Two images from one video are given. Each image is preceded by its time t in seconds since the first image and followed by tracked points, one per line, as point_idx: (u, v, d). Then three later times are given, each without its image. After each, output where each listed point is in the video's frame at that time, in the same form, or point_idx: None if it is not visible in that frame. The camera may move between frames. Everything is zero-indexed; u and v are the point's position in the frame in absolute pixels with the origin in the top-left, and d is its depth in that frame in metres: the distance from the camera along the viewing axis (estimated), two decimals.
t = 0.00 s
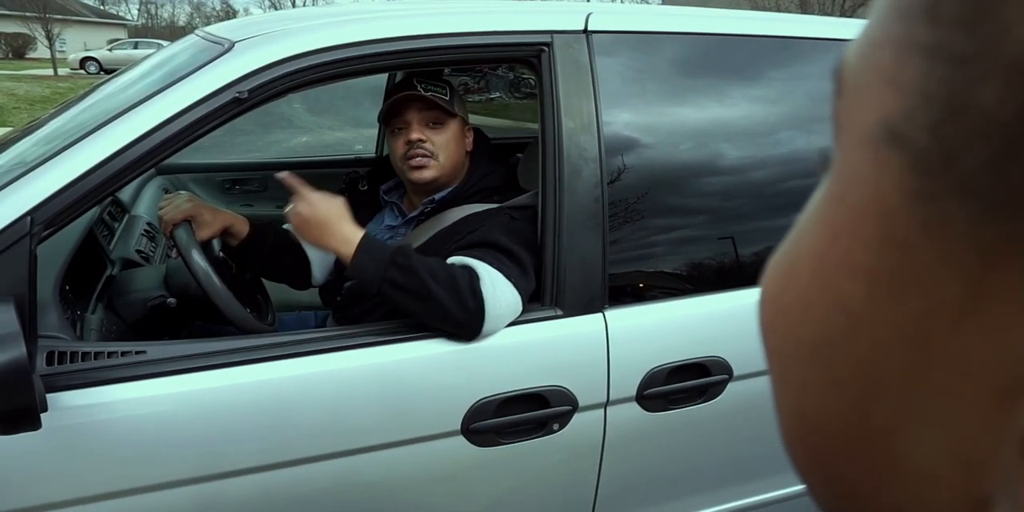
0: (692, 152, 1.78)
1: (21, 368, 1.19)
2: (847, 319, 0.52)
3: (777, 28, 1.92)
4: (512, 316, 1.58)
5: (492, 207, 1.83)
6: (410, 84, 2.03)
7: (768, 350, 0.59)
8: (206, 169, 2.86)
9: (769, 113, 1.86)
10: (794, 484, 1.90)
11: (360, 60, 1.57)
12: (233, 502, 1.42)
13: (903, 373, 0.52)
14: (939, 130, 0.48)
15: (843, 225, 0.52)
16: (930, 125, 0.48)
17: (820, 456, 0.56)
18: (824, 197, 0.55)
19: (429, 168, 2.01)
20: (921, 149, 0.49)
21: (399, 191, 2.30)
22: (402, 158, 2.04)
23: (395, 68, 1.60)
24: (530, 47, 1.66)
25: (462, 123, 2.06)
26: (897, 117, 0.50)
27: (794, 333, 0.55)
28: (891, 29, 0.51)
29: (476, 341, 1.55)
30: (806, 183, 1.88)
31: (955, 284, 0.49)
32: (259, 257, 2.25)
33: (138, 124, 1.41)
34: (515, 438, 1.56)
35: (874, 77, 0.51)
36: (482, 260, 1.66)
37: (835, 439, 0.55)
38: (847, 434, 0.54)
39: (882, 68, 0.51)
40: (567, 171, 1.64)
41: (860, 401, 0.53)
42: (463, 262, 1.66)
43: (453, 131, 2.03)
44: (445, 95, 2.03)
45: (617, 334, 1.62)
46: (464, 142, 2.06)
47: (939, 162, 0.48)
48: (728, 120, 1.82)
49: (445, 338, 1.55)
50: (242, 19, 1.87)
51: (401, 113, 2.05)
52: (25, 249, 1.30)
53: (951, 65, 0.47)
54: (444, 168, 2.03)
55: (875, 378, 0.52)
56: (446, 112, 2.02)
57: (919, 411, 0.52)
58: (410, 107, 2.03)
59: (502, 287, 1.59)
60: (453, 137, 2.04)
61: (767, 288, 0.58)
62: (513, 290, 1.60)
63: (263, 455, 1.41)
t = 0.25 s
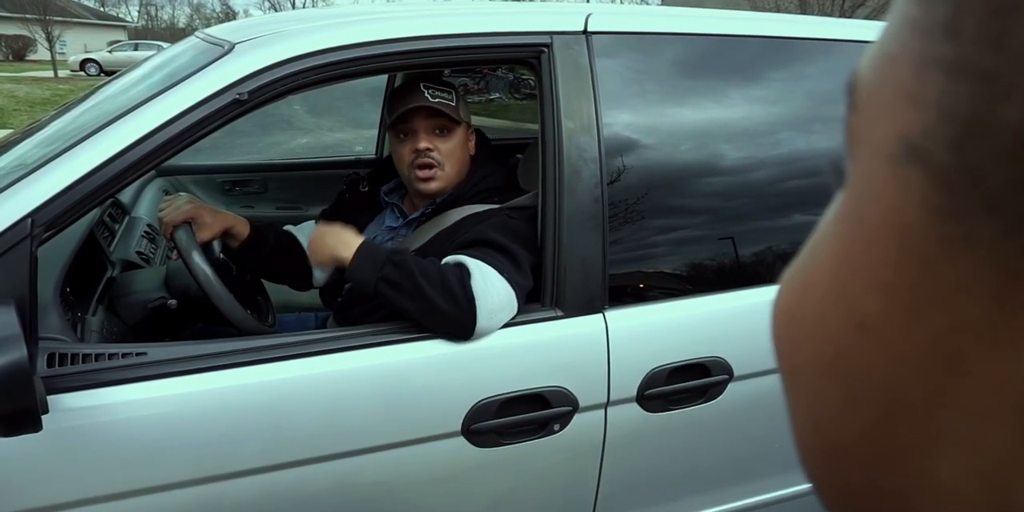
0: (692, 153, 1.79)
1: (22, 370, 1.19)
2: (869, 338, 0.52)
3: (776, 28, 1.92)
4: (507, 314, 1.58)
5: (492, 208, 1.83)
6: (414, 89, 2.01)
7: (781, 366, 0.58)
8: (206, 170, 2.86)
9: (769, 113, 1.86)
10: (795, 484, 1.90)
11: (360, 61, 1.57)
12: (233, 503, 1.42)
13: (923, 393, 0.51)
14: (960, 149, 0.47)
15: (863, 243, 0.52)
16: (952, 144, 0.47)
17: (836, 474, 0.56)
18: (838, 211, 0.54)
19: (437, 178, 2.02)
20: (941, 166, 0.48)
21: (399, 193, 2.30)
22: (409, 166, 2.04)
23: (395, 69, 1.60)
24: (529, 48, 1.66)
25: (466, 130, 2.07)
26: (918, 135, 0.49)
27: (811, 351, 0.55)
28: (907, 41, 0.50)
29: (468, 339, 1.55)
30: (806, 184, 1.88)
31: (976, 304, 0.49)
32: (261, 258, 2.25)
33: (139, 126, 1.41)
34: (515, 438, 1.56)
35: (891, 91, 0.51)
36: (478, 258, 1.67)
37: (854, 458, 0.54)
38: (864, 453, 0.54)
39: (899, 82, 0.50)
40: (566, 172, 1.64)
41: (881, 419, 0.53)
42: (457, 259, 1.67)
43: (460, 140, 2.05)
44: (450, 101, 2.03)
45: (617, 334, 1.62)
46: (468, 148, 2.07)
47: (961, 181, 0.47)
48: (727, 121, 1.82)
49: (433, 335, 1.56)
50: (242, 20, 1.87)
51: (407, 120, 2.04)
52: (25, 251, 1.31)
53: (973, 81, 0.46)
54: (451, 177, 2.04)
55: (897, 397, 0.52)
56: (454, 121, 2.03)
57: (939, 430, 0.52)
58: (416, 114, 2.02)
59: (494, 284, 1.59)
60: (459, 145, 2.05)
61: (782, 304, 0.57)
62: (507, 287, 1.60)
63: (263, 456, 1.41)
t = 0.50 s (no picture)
0: (690, 153, 1.79)
1: (21, 371, 1.19)
2: (879, 338, 0.52)
3: (773, 28, 1.92)
4: (504, 315, 1.58)
5: (489, 209, 1.83)
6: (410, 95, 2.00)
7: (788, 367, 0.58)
8: (203, 171, 2.86)
9: (767, 113, 1.86)
10: (793, 483, 1.90)
11: (358, 62, 1.57)
12: (231, 504, 1.42)
13: (932, 396, 0.51)
14: (976, 150, 0.47)
15: (874, 242, 0.52)
16: (967, 144, 0.47)
17: (842, 478, 0.56)
18: (847, 212, 0.55)
19: (432, 184, 2.01)
20: (955, 167, 0.48)
21: (395, 195, 2.30)
22: (404, 173, 2.03)
23: (393, 70, 1.61)
24: (527, 49, 1.67)
25: (461, 135, 2.06)
26: (932, 135, 0.49)
27: (819, 352, 0.54)
28: (921, 42, 0.51)
29: (467, 341, 1.55)
30: (804, 183, 1.89)
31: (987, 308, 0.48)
32: (259, 259, 2.25)
33: (137, 127, 1.41)
34: (513, 438, 1.56)
35: (904, 92, 0.51)
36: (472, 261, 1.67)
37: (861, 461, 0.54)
38: (871, 456, 0.54)
39: (913, 83, 0.50)
40: (564, 172, 1.65)
41: (889, 422, 0.53)
42: (451, 264, 1.67)
43: (455, 146, 2.04)
44: (447, 107, 2.02)
45: (615, 335, 1.62)
46: (464, 152, 2.07)
47: (975, 182, 0.47)
48: (725, 121, 1.83)
49: (429, 338, 1.56)
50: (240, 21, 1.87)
51: (403, 127, 2.03)
52: (23, 252, 1.31)
53: (988, 83, 0.46)
54: (446, 183, 2.04)
55: (907, 399, 0.52)
56: (449, 127, 2.02)
57: (948, 435, 0.51)
58: (412, 121, 2.02)
59: (490, 288, 1.59)
60: (455, 151, 2.04)
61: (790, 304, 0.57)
62: (503, 289, 1.61)
63: (261, 457, 1.41)
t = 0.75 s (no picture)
0: (687, 154, 1.79)
1: (18, 371, 1.19)
2: (868, 337, 0.52)
3: (771, 29, 1.93)
4: (501, 315, 1.58)
5: (486, 209, 1.83)
6: (410, 95, 2.01)
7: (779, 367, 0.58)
8: (201, 172, 2.86)
9: (765, 114, 1.87)
10: (791, 483, 1.90)
11: (355, 62, 1.57)
12: (229, 504, 1.42)
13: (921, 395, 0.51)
14: (963, 149, 0.47)
15: (862, 242, 0.52)
16: (954, 143, 0.48)
17: (833, 478, 0.56)
18: (837, 212, 0.55)
19: (431, 186, 2.01)
20: (943, 167, 0.48)
21: (393, 195, 2.30)
22: (403, 174, 2.03)
23: (390, 70, 1.61)
24: (524, 49, 1.67)
25: (462, 137, 2.06)
26: (921, 134, 0.49)
27: (807, 350, 0.55)
28: (912, 42, 0.51)
29: (464, 341, 1.55)
30: (801, 184, 1.89)
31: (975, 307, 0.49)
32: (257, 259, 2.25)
33: (133, 127, 1.41)
34: (510, 439, 1.56)
35: (895, 92, 0.51)
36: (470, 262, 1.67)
37: (851, 459, 0.54)
38: (862, 456, 0.54)
39: (903, 82, 0.50)
40: (561, 172, 1.65)
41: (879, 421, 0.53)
42: (448, 264, 1.67)
43: (455, 148, 2.04)
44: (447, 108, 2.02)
45: (612, 335, 1.63)
46: (464, 154, 2.07)
47: (962, 182, 0.47)
48: (721, 121, 1.83)
49: (426, 338, 1.56)
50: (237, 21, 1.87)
51: (403, 128, 2.04)
52: (19, 252, 1.30)
53: (975, 82, 0.46)
54: (445, 184, 2.04)
55: (896, 399, 0.52)
56: (449, 129, 2.02)
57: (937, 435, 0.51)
58: (412, 123, 2.02)
59: (487, 289, 1.59)
60: (455, 153, 2.04)
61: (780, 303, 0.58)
62: (500, 290, 1.61)
63: (258, 457, 1.41)
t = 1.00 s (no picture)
0: (685, 155, 1.79)
1: (16, 370, 1.19)
2: (855, 339, 0.52)
3: (769, 30, 1.93)
4: (499, 316, 1.58)
5: (484, 210, 1.84)
6: (410, 95, 2.01)
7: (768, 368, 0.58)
8: (199, 172, 2.86)
9: (762, 115, 1.87)
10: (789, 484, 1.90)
11: (353, 63, 1.57)
12: (227, 504, 1.42)
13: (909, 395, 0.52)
14: (945, 151, 0.48)
15: (849, 244, 0.52)
16: (936, 145, 0.48)
17: (823, 477, 0.56)
18: (824, 213, 0.55)
19: (430, 186, 2.02)
20: (926, 168, 0.49)
21: (391, 196, 2.30)
22: (402, 173, 2.03)
23: (388, 70, 1.61)
24: (522, 50, 1.67)
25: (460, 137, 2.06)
26: (903, 137, 0.49)
27: (796, 354, 0.55)
28: (895, 44, 0.51)
29: (463, 341, 1.55)
30: (799, 185, 1.89)
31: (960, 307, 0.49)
32: (255, 259, 2.25)
33: (131, 127, 1.41)
34: (508, 439, 1.57)
35: (879, 93, 0.51)
36: (468, 262, 1.67)
37: (840, 460, 0.55)
38: (851, 455, 0.54)
39: (885, 84, 0.51)
40: (559, 173, 1.65)
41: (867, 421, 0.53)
42: (446, 264, 1.68)
43: (454, 148, 2.04)
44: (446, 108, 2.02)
45: (610, 336, 1.63)
46: (462, 155, 2.07)
47: (945, 183, 0.48)
48: (719, 122, 1.83)
49: (423, 338, 1.56)
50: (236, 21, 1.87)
51: (402, 128, 2.04)
52: (17, 252, 1.30)
53: (957, 85, 0.47)
54: (443, 184, 2.04)
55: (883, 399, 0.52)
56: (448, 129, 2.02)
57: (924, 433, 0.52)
58: (412, 122, 2.02)
59: (486, 290, 1.59)
60: (454, 154, 2.05)
61: (767, 305, 0.57)
62: (498, 290, 1.61)
63: (256, 457, 1.41)
